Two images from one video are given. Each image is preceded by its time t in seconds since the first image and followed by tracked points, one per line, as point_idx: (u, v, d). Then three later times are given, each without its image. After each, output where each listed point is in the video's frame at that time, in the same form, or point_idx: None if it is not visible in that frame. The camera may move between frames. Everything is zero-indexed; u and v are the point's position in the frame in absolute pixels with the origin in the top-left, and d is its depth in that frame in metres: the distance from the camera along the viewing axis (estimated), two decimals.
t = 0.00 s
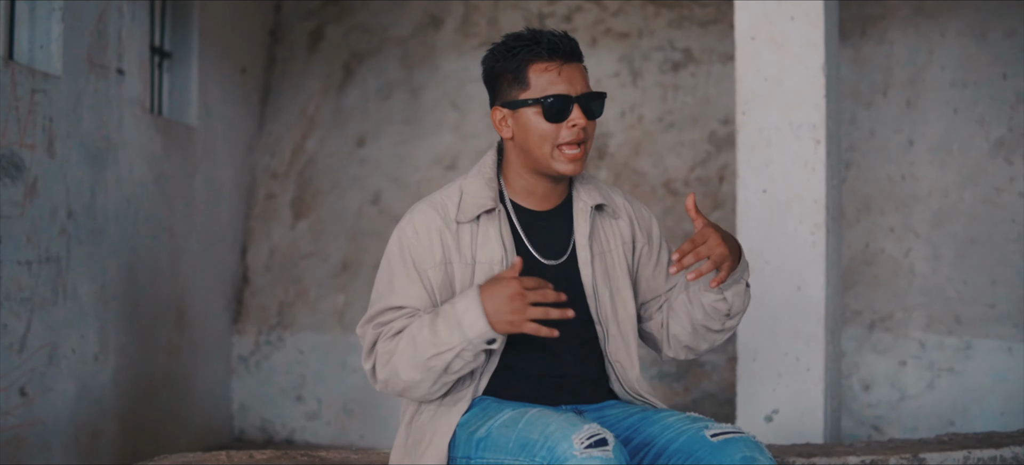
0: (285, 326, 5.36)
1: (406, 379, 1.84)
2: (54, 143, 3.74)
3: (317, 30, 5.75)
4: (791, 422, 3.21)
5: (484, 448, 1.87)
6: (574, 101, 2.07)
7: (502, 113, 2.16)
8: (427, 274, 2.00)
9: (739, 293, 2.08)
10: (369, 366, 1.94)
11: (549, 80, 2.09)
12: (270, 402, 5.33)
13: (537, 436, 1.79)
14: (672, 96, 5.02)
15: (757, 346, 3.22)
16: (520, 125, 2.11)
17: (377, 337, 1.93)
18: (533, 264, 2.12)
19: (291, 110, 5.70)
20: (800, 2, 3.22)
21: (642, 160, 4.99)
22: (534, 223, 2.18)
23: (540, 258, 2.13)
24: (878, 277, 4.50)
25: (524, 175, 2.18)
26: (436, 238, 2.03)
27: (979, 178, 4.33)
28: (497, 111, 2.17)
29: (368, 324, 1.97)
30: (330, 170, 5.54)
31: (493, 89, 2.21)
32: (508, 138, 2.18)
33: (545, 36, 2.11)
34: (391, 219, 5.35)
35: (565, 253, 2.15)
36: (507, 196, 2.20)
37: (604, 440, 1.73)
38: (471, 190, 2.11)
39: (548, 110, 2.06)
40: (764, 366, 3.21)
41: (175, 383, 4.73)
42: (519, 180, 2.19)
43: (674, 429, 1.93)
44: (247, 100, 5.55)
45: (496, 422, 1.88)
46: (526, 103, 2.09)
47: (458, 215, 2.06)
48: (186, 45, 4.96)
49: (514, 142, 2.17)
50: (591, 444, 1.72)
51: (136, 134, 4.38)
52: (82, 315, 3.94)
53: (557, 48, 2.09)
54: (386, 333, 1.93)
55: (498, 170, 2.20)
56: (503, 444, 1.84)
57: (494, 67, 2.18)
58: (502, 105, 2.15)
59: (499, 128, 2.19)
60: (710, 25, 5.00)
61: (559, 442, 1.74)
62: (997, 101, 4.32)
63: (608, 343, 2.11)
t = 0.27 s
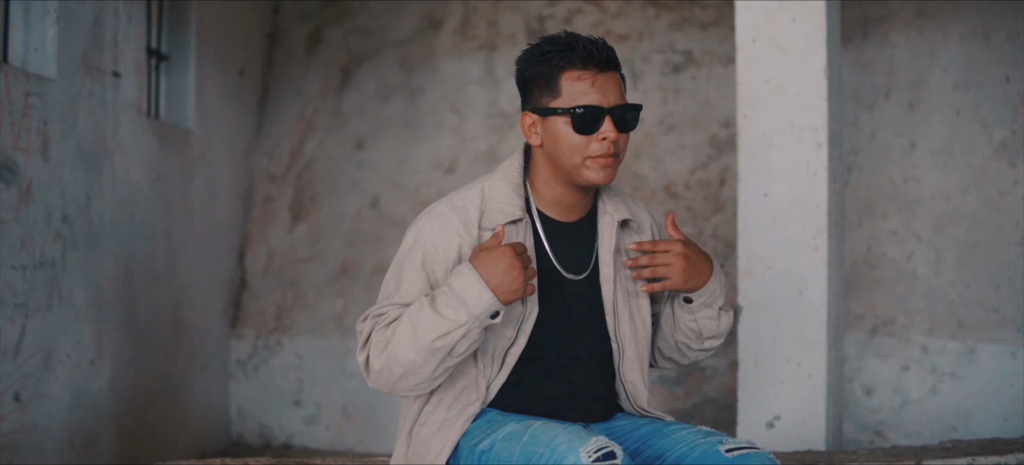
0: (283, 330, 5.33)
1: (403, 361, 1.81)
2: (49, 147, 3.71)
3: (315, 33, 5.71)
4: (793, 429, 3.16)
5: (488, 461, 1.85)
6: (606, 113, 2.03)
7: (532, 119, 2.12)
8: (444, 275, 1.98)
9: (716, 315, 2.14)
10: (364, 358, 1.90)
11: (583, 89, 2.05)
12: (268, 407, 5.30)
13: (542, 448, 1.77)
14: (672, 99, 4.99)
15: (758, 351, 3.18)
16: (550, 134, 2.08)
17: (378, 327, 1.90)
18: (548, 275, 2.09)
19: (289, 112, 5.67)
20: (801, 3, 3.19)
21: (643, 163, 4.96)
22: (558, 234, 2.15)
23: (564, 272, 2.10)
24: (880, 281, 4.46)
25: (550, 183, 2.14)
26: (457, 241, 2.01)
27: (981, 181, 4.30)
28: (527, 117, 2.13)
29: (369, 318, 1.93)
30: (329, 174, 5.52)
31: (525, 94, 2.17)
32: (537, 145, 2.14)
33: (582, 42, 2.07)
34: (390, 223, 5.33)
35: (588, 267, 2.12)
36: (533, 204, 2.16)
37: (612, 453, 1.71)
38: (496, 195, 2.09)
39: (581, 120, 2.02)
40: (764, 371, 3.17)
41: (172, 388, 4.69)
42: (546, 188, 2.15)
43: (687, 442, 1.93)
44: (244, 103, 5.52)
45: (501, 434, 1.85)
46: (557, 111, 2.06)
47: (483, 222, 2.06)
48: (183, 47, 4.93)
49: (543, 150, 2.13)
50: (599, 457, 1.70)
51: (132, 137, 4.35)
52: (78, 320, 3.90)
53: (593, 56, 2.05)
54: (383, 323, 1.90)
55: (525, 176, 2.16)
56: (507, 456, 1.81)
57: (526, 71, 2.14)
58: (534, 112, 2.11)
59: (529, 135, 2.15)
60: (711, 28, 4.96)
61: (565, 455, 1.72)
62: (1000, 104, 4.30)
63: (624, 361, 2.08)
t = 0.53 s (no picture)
0: (285, 332, 5.34)
1: (451, 402, 1.85)
2: (52, 150, 3.73)
3: (316, 36, 5.73)
4: (793, 430, 3.17)
5: (495, 460, 1.85)
6: (620, 127, 2.04)
7: (545, 127, 2.13)
8: (463, 289, 1.99)
9: (709, 360, 2.14)
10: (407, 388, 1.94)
11: (598, 101, 2.06)
12: (270, 409, 5.31)
13: (552, 447, 1.79)
14: (673, 102, 5.00)
15: (758, 353, 3.19)
16: (564, 144, 2.08)
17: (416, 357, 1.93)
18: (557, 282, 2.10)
19: (290, 115, 5.70)
20: (801, 7, 3.21)
21: (643, 165, 4.97)
22: (569, 242, 2.16)
23: (573, 281, 2.10)
24: (880, 283, 4.49)
25: (561, 194, 2.14)
26: (474, 257, 2.01)
27: (982, 183, 4.29)
28: (540, 125, 2.14)
29: (405, 346, 1.95)
30: (331, 176, 5.54)
31: (538, 102, 2.17)
32: (549, 154, 2.14)
33: (599, 54, 2.07)
34: (391, 225, 5.34)
35: (597, 277, 2.13)
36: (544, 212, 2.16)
37: (624, 453, 1.74)
38: (509, 205, 2.10)
39: (595, 132, 2.03)
40: (764, 372, 3.18)
41: (174, 390, 4.71)
42: (556, 196, 2.15)
43: (686, 444, 1.95)
44: (246, 105, 5.55)
45: (509, 434, 1.86)
46: (572, 121, 2.06)
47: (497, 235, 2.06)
48: (185, 49, 4.95)
49: (554, 159, 2.14)
50: (611, 456, 1.73)
51: (134, 139, 4.36)
52: (80, 322, 3.92)
53: (609, 69, 2.05)
54: (420, 356, 1.92)
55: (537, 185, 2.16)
56: (517, 456, 1.82)
57: (541, 79, 2.14)
58: (547, 120, 2.12)
59: (541, 143, 2.16)
60: (711, 31, 4.98)
61: (577, 454, 1.74)
62: (999, 107, 4.28)
63: (629, 370, 2.09)
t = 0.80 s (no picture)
0: (287, 333, 5.40)
1: (459, 403, 1.90)
2: (59, 153, 3.80)
3: (318, 40, 5.82)
4: (785, 428, 3.24)
5: (488, 455, 1.91)
6: (593, 120, 2.13)
7: (524, 129, 2.23)
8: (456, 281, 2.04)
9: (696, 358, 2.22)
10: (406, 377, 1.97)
11: (571, 98, 2.15)
12: (273, 409, 5.36)
13: (541, 443, 1.84)
14: (671, 106, 5.06)
15: (752, 353, 3.25)
16: (542, 142, 2.18)
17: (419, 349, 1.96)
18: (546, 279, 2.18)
19: (293, 118, 5.77)
20: (793, 13, 3.27)
21: (642, 169, 5.03)
22: (554, 240, 2.24)
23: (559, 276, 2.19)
24: (874, 284, 4.54)
25: (544, 191, 2.24)
26: (466, 249, 2.07)
27: (975, 186, 4.38)
28: (519, 127, 2.24)
29: (405, 335, 1.98)
30: (333, 179, 5.61)
31: (518, 106, 2.27)
32: (531, 154, 2.24)
33: (569, 55, 2.17)
34: (392, 227, 5.41)
35: (584, 271, 2.22)
36: (530, 210, 2.25)
37: (609, 448, 1.78)
38: (496, 203, 2.18)
39: (569, 127, 2.12)
40: (758, 372, 3.24)
41: (178, 390, 4.77)
42: (541, 194, 2.24)
43: (676, 439, 2.01)
44: (249, 109, 5.62)
45: (501, 431, 1.92)
46: (547, 120, 2.16)
47: (485, 229, 2.12)
48: (189, 54, 5.02)
49: (536, 158, 2.24)
50: (596, 452, 1.77)
51: (139, 143, 4.43)
52: (87, 323, 3.98)
53: (579, 67, 2.15)
54: (425, 350, 1.95)
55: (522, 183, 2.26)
56: (507, 451, 1.88)
57: (517, 83, 2.24)
58: (526, 122, 2.22)
59: (523, 145, 2.26)
60: (709, 35, 5.05)
61: (565, 449, 1.79)
62: (993, 111, 4.37)
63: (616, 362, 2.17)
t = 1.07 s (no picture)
0: (293, 334, 5.48)
1: (485, 395, 1.99)
2: (72, 157, 3.89)
3: (323, 46, 5.96)
4: (780, 426, 3.32)
5: (488, 446, 1.96)
6: (569, 115, 2.23)
7: (507, 131, 2.33)
8: (461, 274, 2.16)
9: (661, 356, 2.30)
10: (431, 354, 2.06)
11: (546, 95, 2.26)
12: (278, 409, 5.45)
13: (539, 433, 1.88)
14: (669, 110, 5.15)
15: (748, 353, 3.34)
16: (523, 140, 2.28)
17: (440, 333, 2.07)
18: (540, 275, 2.25)
19: (299, 122, 5.88)
20: (787, 22, 3.36)
21: (641, 172, 5.12)
22: (541, 234, 2.31)
23: (545, 267, 2.25)
24: (869, 286, 4.63)
25: (530, 189, 2.32)
26: (463, 245, 2.18)
27: (967, 190, 4.46)
28: (503, 130, 2.34)
29: (426, 315, 2.09)
30: (337, 182, 5.71)
31: (501, 113, 2.38)
32: (514, 154, 2.34)
33: (542, 57, 2.29)
34: (396, 230, 5.49)
35: (569, 264, 2.29)
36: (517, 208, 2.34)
37: (603, 439, 1.81)
38: (485, 202, 2.26)
39: (547, 122, 2.23)
40: (754, 371, 3.33)
41: (186, 390, 4.86)
42: (526, 192, 2.33)
43: (662, 430, 2.08)
44: (255, 114, 5.72)
45: (500, 423, 1.98)
46: (527, 118, 2.26)
47: (476, 224, 2.20)
48: (196, 60, 5.12)
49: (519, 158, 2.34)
50: (591, 442, 1.80)
51: (149, 148, 4.53)
52: (98, 324, 4.07)
53: (553, 67, 2.27)
54: (461, 337, 2.06)
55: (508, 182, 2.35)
56: (507, 441, 1.92)
57: (498, 90, 2.35)
58: (508, 124, 2.32)
59: (506, 147, 2.36)
60: (706, 41, 5.14)
61: (561, 439, 1.82)
62: (986, 116, 4.46)
63: (599, 354, 2.24)
